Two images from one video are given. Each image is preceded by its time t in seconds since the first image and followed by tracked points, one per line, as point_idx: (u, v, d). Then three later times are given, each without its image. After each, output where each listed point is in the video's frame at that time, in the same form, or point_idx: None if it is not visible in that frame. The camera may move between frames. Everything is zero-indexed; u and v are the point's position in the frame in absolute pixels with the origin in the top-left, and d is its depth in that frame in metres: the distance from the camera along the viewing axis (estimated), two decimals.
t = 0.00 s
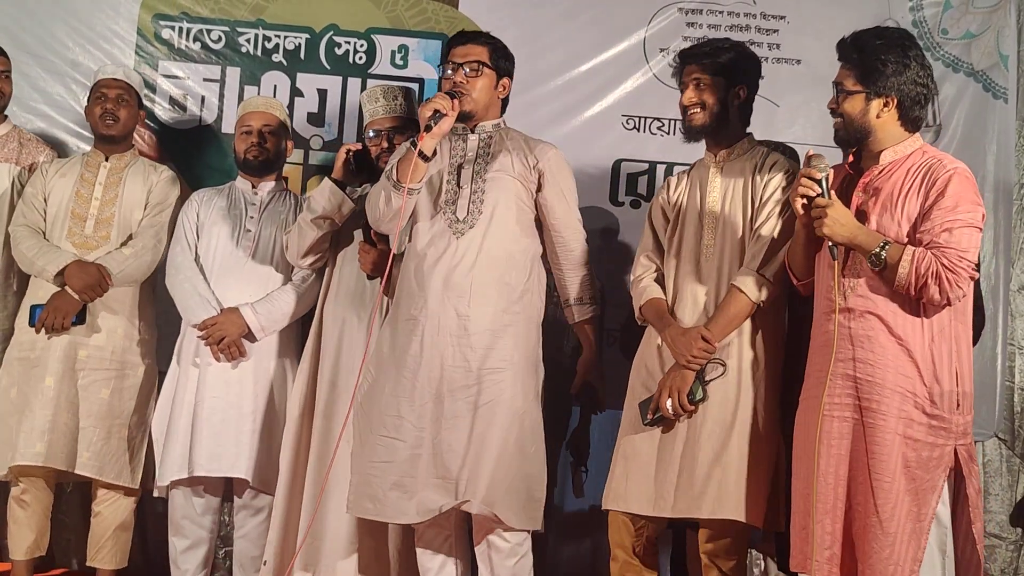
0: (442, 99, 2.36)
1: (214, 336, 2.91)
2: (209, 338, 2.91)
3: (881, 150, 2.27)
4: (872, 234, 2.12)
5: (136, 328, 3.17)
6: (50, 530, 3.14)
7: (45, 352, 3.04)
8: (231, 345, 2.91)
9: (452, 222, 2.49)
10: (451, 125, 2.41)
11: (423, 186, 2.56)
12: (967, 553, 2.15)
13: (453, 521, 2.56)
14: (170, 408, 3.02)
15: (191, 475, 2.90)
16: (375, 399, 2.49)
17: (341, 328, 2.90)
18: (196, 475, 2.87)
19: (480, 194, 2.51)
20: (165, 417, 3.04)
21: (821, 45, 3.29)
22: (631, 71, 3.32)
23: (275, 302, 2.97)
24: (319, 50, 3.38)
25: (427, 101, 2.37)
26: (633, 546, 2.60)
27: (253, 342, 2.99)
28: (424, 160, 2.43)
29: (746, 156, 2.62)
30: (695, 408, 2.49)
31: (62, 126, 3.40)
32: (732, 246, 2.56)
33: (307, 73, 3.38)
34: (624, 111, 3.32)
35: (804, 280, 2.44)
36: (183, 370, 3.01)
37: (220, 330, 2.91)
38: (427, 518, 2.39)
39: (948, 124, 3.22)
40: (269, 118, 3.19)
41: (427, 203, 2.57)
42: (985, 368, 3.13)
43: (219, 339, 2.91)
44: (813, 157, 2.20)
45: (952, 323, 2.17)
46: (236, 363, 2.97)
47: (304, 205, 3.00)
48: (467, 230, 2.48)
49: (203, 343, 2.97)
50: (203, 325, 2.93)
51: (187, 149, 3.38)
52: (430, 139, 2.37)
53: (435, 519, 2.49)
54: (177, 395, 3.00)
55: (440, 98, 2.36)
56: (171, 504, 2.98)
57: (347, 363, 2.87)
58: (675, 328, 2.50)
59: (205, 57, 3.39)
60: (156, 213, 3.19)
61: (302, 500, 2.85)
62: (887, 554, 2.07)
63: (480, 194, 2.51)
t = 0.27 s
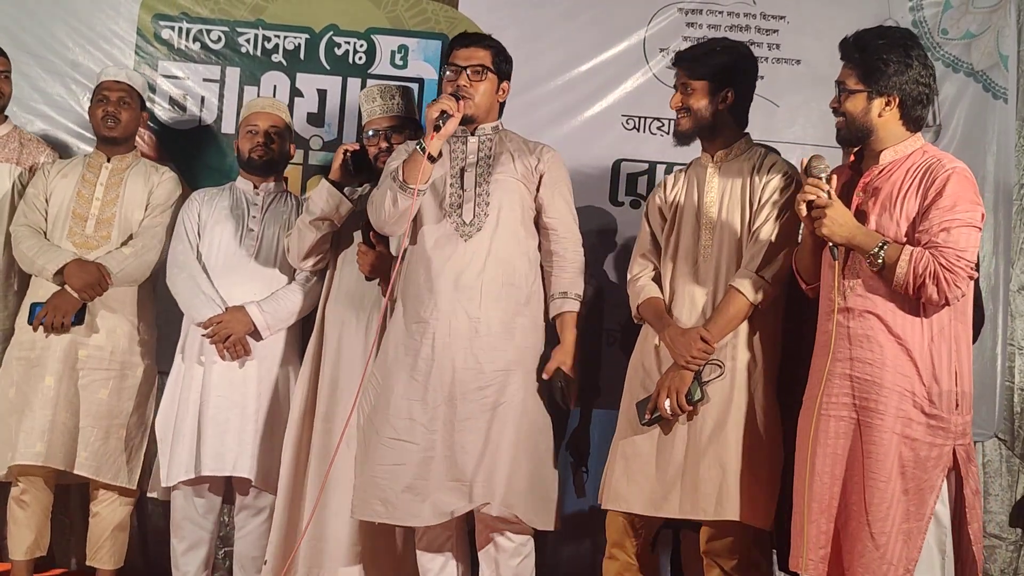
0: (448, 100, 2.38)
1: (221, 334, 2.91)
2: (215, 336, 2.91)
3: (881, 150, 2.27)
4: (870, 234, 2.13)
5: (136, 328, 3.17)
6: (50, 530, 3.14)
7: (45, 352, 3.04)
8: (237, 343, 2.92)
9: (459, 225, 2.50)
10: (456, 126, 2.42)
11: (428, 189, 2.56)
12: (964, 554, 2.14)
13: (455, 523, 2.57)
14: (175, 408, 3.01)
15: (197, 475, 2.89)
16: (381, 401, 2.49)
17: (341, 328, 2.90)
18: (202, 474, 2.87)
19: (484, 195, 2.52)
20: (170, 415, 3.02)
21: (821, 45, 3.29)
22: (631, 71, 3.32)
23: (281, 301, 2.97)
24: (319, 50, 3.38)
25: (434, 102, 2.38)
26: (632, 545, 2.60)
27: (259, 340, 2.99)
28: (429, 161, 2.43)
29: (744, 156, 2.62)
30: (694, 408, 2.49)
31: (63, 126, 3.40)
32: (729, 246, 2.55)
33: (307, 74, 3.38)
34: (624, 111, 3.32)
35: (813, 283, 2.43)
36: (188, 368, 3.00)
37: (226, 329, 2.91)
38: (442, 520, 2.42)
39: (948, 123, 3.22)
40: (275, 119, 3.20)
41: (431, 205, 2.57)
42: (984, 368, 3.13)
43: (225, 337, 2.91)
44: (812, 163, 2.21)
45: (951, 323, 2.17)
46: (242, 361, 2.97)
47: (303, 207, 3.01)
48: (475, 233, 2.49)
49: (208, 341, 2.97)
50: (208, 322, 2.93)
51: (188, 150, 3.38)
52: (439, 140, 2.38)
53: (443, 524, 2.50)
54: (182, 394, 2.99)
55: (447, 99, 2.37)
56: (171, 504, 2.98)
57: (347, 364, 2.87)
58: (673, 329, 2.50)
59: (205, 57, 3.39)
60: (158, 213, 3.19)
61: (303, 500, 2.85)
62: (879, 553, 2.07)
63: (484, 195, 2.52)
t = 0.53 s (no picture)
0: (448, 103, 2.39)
1: (225, 333, 2.91)
2: (218, 335, 2.91)
3: (885, 151, 2.28)
4: (875, 234, 2.12)
5: (137, 329, 3.17)
6: (50, 531, 3.14)
7: (47, 353, 3.04)
8: (241, 343, 2.91)
9: (463, 229, 2.51)
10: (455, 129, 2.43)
11: (431, 192, 2.56)
12: (966, 554, 2.14)
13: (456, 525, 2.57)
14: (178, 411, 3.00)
15: (200, 475, 2.90)
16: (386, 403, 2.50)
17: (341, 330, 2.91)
18: (205, 475, 2.88)
19: (488, 197, 2.53)
20: (172, 417, 3.01)
21: (821, 47, 3.29)
22: (631, 73, 3.32)
23: (286, 301, 2.98)
24: (319, 51, 3.39)
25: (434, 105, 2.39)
26: (627, 545, 2.61)
27: (263, 340, 2.99)
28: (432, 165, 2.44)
29: (731, 159, 2.64)
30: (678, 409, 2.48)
31: (64, 128, 3.40)
32: (716, 247, 2.57)
33: (307, 75, 3.38)
34: (624, 113, 3.32)
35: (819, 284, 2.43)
36: (193, 366, 3.00)
37: (231, 328, 2.90)
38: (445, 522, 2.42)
39: (948, 125, 3.23)
40: (281, 122, 3.21)
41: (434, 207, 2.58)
42: (984, 370, 3.14)
43: (229, 337, 2.91)
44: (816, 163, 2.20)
45: (955, 324, 2.17)
46: (246, 361, 2.97)
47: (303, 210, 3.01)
48: (478, 236, 2.50)
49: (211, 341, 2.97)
50: (213, 322, 2.93)
51: (189, 150, 3.38)
52: (441, 144, 2.38)
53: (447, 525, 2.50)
54: (184, 396, 2.98)
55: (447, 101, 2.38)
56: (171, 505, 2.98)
57: (347, 365, 2.87)
58: (657, 329, 2.48)
59: (205, 59, 3.39)
60: (160, 214, 3.19)
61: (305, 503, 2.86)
62: (880, 552, 2.07)
63: (488, 197, 2.53)
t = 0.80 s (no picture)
0: (445, 107, 2.42)
1: (222, 337, 2.91)
2: (215, 339, 2.91)
3: (890, 156, 2.26)
4: (890, 242, 2.11)
5: (139, 332, 3.17)
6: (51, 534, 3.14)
7: (48, 357, 3.05)
8: (238, 346, 2.92)
9: (462, 232, 2.54)
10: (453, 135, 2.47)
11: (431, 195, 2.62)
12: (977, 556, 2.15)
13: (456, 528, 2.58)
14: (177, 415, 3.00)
15: (194, 478, 2.89)
16: (389, 406, 2.53)
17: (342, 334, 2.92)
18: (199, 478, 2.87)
19: (488, 201, 2.55)
20: (172, 419, 3.03)
21: (821, 50, 3.29)
22: (631, 76, 3.32)
23: (285, 304, 2.98)
24: (319, 54, 3.39)
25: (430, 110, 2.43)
26: (624, 547, 2.60)
27: (260, 344, 3.00)
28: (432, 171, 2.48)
29: (709, 163, 2.63)
30: (662, 411, 2.47)
31: (65, 130, 3.41)
32: (697, 251, 2.56)
33: (307, 78, 3.38)
34: (623, 116, 3.32)
35: (819, 288, 2.40)
36: (190, 372, 3.00)
37: (229, 331, 2.91)
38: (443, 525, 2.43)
39: (948, 128, 3.23)
40: (282, 125, 3.21)
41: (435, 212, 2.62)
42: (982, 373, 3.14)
43: (226, 340, 2.92)
44: (831, 168, 2.14)
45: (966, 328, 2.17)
46: (243, 364, 2.97)
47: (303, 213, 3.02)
48: (476, 238, 2.52)
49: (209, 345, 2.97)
50: (212, 325, 2.93)
51: (189, 153, 3.39)
52: (435, 147, 2.42)
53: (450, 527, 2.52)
54: (183, 398, 2.99)
55: (444, 106, 2.42)
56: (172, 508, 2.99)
57: (348, 368, 2.89)
58: (643, 333, 2.47)
59: (205, 62, 3.39)
60: (162, 217, 3.19)
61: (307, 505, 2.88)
62: (892, 557, 2.08)
63: (488, 201, 2.55)
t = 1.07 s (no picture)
0: (449, 111, 2.42)
1: (217, 341, 2.92)
2: (210, 343, 2.93)
3: (895, 163, 2.24)
4: (903, 250, 2.09)
5: (139, 334, 3.17)
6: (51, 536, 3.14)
7: (48, 359, 3.04)
8: (232, 350, 2.92)
9: (465, 235, 2.55)
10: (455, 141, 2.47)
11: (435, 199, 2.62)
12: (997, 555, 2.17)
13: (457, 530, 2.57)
14: (173, 415, 3.02)
15: (190, 480, 2.90)
16: (392, 407, 2.55)
17: (342, 336, 2.92)
18: (195, 481, 2.87)
19: (491, 204, 2.56)
20: (168, 422, 3.04)
21: (821, 52, 3.29)
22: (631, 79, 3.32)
23: (278, 308, 2.98)
24: (320, 56, 3.39)
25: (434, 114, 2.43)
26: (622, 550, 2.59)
27: (256, 348, 3.00)
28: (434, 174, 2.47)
29: (691, 171, 2.60)
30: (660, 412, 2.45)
31: (64, 131, 3.40)
32: (685, 256, 2.53)
33: (307, 80, 3.38)
34: (623, 118, 3.32)
35: (821, 294, 2.38)
36: (186, 378, 3.01)
37: (223, 336, 2.92)
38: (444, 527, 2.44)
39: (948, 131, 3.24)
40: (282, 126, 3.22)
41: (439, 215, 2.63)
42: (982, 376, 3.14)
43: (221, 344, 2.93)
44: (842, 172, 2.14)
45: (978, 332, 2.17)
46: (238, 368, 2.97)
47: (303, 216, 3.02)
48: (480, 241, 2.54)
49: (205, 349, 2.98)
50: (207, 329, 2.95)
51: (189, 155, 3.38)
52: (439, 151, 2.42)
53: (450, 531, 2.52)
54: (179, 401, 3.00)
55: (448, 110, 2.42)
56: (173, 510, 2.99)
57: (348, 369, 2.89)
58: (640, 334, 2.43)
59: (205, 64, 3.39)
60: (162, 219, 3.19)
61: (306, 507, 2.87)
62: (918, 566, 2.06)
63: (492, 205, 2.56)
